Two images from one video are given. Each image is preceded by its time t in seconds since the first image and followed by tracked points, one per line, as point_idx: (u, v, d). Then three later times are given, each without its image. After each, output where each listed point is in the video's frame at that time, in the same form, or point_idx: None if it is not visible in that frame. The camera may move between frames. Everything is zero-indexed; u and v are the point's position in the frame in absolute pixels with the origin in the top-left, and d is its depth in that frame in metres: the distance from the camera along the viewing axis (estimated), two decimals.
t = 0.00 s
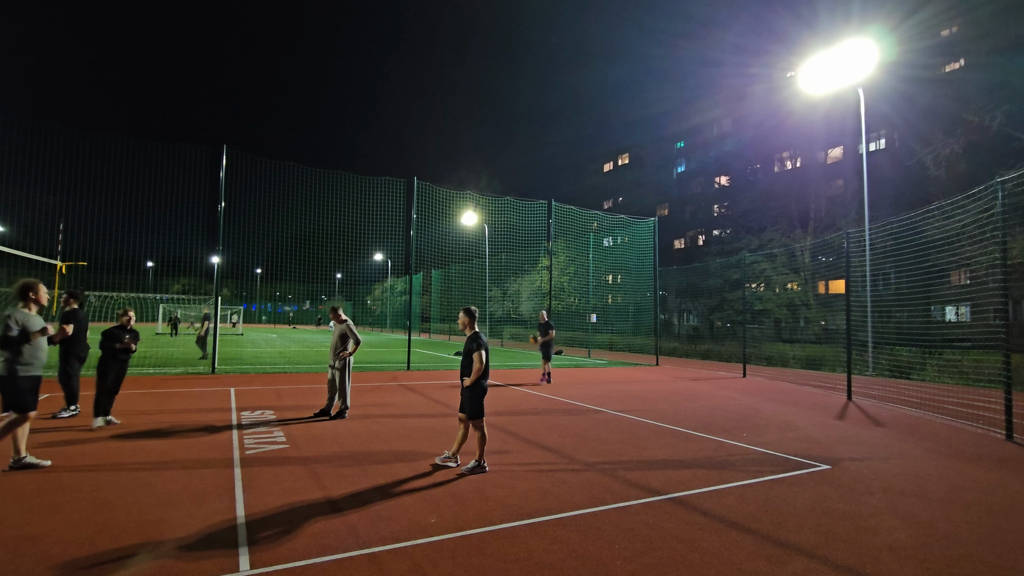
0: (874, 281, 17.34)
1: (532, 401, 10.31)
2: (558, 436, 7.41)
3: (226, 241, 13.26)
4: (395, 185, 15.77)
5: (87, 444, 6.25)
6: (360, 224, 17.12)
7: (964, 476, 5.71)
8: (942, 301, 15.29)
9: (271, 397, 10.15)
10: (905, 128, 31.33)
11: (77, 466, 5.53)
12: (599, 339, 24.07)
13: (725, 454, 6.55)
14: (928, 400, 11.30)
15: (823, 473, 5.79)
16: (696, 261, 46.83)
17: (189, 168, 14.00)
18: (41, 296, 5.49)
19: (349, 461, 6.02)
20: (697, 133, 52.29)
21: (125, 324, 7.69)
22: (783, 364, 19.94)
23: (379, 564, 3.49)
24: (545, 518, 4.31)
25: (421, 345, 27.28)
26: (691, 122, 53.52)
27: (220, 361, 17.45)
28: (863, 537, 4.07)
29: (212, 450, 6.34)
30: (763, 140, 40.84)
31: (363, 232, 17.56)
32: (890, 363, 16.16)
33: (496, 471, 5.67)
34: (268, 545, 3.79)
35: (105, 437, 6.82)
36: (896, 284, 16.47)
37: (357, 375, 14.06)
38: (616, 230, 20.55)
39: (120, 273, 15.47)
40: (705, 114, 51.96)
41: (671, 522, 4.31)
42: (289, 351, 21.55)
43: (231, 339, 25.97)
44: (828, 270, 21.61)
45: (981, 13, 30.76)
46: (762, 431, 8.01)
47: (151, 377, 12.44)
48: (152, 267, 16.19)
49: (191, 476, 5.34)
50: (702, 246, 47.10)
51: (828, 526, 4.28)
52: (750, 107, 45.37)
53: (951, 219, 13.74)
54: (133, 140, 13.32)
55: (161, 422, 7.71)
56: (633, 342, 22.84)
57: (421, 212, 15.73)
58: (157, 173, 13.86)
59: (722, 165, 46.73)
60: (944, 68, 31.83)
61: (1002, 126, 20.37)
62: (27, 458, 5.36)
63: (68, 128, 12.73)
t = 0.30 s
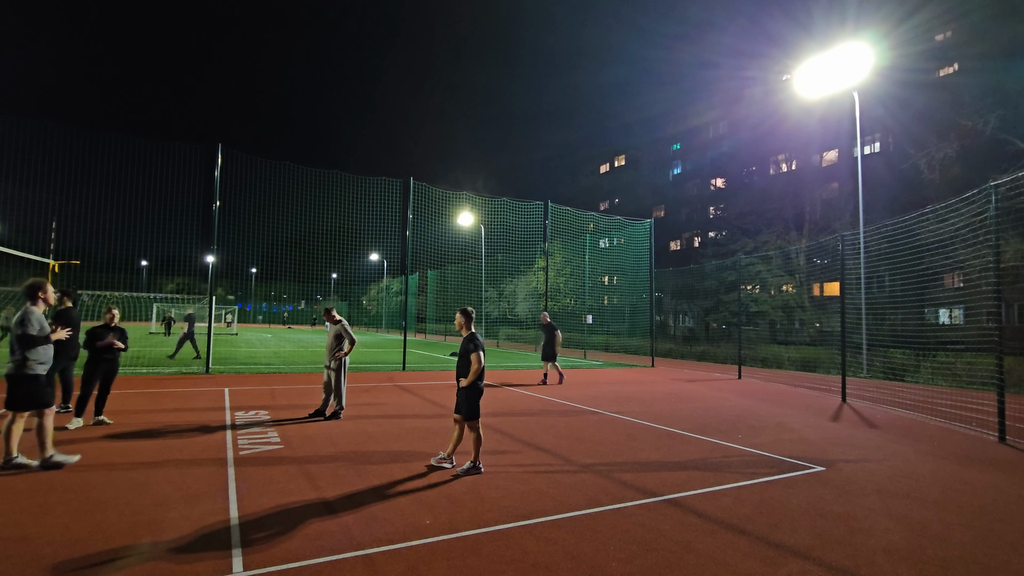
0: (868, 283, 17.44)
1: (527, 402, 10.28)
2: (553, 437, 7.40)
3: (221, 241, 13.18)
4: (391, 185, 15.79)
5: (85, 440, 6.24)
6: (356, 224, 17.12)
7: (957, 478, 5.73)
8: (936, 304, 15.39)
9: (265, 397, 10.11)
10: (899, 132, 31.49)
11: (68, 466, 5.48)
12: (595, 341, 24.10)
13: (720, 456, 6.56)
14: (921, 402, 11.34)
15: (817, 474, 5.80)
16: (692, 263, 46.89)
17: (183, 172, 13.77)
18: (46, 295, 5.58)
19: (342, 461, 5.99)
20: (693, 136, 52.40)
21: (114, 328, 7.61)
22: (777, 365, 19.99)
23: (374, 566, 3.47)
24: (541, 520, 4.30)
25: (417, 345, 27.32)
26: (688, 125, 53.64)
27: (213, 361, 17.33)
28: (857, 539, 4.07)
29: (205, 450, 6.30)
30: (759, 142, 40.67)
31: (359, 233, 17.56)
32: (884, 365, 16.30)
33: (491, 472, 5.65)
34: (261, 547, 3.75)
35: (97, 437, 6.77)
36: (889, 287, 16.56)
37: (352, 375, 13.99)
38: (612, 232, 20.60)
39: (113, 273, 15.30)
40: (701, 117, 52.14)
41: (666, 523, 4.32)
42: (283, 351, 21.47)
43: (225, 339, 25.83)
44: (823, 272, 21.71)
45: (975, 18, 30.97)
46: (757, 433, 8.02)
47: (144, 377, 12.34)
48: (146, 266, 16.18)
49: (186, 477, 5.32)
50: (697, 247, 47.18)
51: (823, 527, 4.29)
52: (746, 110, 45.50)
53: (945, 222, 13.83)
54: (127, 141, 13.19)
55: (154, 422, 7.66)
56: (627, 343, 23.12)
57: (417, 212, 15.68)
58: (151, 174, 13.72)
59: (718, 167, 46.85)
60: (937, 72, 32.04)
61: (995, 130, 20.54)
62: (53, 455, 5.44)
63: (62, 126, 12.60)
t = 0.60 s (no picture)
0: (865, 284, 17.48)
1: (524, 403, 10.27)
2: (550, 437, 7.40)
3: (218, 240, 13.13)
4: (388, 185, 15.75)
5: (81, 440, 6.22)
6: (353, 223, 17.07)
7: (953, 480, 5.74)
8: (933, 305, 15.41)
9: (263, 397, 10.10)
10: (896, 134, 31.58)
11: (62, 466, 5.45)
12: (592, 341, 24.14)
13: (717, 457, 6.56)
14: (917, 403, 11.37)
15: (814, 476, 5.81)
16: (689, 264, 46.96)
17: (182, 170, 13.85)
18: (54, 298, 5.48)
19: (340, 461, 5.98)
20: (691, 137, 52.47)
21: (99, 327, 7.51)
22: (774, 365, 20.00)
23: (370, 567, 3.46)
24: (538, 521, 4.29)
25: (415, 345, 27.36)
26: (686, 126, 53.70)
27: (210, 360, 17.27)
28: (853, 540, 4.08)
29: (201, 450, 6.28)
30: (756, 144, 41.12)
31: (357, 232, 17.51)
32: (881, 366, 16.37)
33: (489, 473, 5.64)
34: (257, 548, 3.74)
35: (93, 436, 6.74)
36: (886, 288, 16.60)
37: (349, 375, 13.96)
38: (609, 232, 20.65)
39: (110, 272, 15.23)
40: (699, 118, 52.26)
41: (663, 524, 4.32)
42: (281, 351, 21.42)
43: (222, 339, 25.78)
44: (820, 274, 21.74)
45: (972, 21, 31.06)
46: (754, 434, 8.03)
47: (140, 376, 12.28)
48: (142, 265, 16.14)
49: (182, 476, 5.30)
50: (695, 249, 47.25)
51: (820, 529, 4.29)
52: (744, 112, 45.57)
53: (942, 224, 13.86)
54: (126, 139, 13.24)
55: (150, 421, 7.64)
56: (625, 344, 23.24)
57: (415, 212, 15.70)
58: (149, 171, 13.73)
59: (716, 169, 46.93)
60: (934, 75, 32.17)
61: (990, 132, 20.64)
62: (63, 456, 5.46)
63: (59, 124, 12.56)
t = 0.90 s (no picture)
0: (865, 285, 17.49)
1: (524, 403, 10.26)
2: (549, 438, 7.40)
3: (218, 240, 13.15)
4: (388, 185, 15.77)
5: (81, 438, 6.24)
6: (353, 223, 17.09)
7: (953, 481, 5.73)
8: (932, 306, 15.43)
9: (263, 397, 10.10)
10: (896, 135, 31.57)
11: (61, 466, 5.43)
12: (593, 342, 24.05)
13: (718, 458, 6.55)
14: (917, 404, 11.37)
15: (814, 477, 5.80)
16: (689, 264, 46.96)
17: (184, 170, 13.93)
18: (69, 298, 5.62)
19: (339, 462, 5.97)
20: (691, 137, 52.49)
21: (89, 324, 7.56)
22: (773, 366, 20.08)
23: (368, 568, 3.46)
24: (537, 522, 4.29)
25: (414, 345, 27.36)
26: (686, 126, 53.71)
27: (211, 360, 17.30)
28: (853, 541, 4.08)
29: (202, 450, 6.28)
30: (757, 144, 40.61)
31: (357, 233, 17.53)
32: (881, 366, 16.40)
33: (488, 474, 5.63)
34: (256, 549, 3.74)
35: (93, 436, 6.74)
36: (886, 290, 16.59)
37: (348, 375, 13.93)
38: (609, 233, 20.68)
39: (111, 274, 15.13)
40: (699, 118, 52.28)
41: (663, 525, 4.31)
42: (280, 351, 21.47)
43: (222, 339, 25.78)
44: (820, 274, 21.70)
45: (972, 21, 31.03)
46: (755, 435, 8.02)
47: (139, 377, 12.24)
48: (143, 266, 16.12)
49: (181, 477, 5.30)
50: (695, 249, 47.26)
51: (820, 530, 4.29)
52: (744, 112, 45.58)
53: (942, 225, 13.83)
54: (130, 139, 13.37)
55: (150, 421, 7.64)
56: (625, 344, 23.11)
57: (416, 212, 15.73)
58: (149, 171, 13.76)
59: (716, 170, 46.96)
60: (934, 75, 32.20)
61: (991, 133, 20.62)
62: (62, 456, 5.46)
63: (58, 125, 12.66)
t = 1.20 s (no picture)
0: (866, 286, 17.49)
1: (525, 404, 10.23)
2: (551, 439, 7.38)
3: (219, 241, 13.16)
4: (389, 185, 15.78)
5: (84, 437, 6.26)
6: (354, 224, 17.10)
7: (956, 483, 5.70)
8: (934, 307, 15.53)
9: (263, 398, 10.09)
10: (898, 135, 31.53)
11: (62, 467, 5.41)
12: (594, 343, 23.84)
13: (720, 460, 6.52)
14: (920, 406, 11.32)
15: (817, 479, 5.77)
16: (690, 265, 46.93)
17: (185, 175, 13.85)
18: (79, 299, 5.67)
19: (340, 464, 5.95)
20: (692, 138, 52.48)
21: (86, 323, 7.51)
22: (775, 367, 20.09)
23: (371, 570, 3.45)
24: (539, 524, 4.27)
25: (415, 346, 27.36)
26: (687, 127, 53.70)
27: (211, 360, 17.28)
28: (857, 544, 4.06)
29: (203, 451, 6.26)
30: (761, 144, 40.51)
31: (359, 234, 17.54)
32: (883, 367, 16.52)
33: (489, 475, 5.61)
34: (257, 551, 3.73)
35: (94, 437, 6.72)
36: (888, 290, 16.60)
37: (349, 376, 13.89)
38: (611, 233, 20.35)
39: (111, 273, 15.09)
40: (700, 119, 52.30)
41: (665, 527, 4.30)
42: (281, 351, 21.58)
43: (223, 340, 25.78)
44: (822, 275, 21.66)
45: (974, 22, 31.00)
46: (758, 437, 8.00)
47: (140, 377, 12.22)
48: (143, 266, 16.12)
49: (182, 478, 5.29)
50: (695, 250, 47.23)
51: (823, 532, 4.28)
52: (745, 112, 45.59)
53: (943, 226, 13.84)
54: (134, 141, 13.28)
55: (151, 423, 7.63)
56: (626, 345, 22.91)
57: (417, 213, 15.77)
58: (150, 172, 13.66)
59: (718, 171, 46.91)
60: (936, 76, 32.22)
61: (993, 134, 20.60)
62: (62, 457, 5.47)
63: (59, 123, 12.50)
